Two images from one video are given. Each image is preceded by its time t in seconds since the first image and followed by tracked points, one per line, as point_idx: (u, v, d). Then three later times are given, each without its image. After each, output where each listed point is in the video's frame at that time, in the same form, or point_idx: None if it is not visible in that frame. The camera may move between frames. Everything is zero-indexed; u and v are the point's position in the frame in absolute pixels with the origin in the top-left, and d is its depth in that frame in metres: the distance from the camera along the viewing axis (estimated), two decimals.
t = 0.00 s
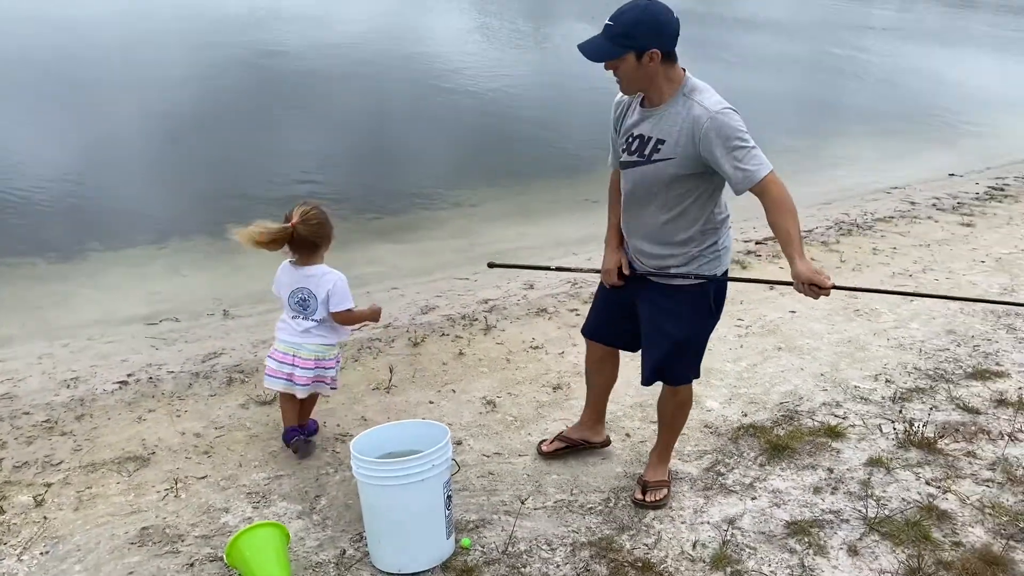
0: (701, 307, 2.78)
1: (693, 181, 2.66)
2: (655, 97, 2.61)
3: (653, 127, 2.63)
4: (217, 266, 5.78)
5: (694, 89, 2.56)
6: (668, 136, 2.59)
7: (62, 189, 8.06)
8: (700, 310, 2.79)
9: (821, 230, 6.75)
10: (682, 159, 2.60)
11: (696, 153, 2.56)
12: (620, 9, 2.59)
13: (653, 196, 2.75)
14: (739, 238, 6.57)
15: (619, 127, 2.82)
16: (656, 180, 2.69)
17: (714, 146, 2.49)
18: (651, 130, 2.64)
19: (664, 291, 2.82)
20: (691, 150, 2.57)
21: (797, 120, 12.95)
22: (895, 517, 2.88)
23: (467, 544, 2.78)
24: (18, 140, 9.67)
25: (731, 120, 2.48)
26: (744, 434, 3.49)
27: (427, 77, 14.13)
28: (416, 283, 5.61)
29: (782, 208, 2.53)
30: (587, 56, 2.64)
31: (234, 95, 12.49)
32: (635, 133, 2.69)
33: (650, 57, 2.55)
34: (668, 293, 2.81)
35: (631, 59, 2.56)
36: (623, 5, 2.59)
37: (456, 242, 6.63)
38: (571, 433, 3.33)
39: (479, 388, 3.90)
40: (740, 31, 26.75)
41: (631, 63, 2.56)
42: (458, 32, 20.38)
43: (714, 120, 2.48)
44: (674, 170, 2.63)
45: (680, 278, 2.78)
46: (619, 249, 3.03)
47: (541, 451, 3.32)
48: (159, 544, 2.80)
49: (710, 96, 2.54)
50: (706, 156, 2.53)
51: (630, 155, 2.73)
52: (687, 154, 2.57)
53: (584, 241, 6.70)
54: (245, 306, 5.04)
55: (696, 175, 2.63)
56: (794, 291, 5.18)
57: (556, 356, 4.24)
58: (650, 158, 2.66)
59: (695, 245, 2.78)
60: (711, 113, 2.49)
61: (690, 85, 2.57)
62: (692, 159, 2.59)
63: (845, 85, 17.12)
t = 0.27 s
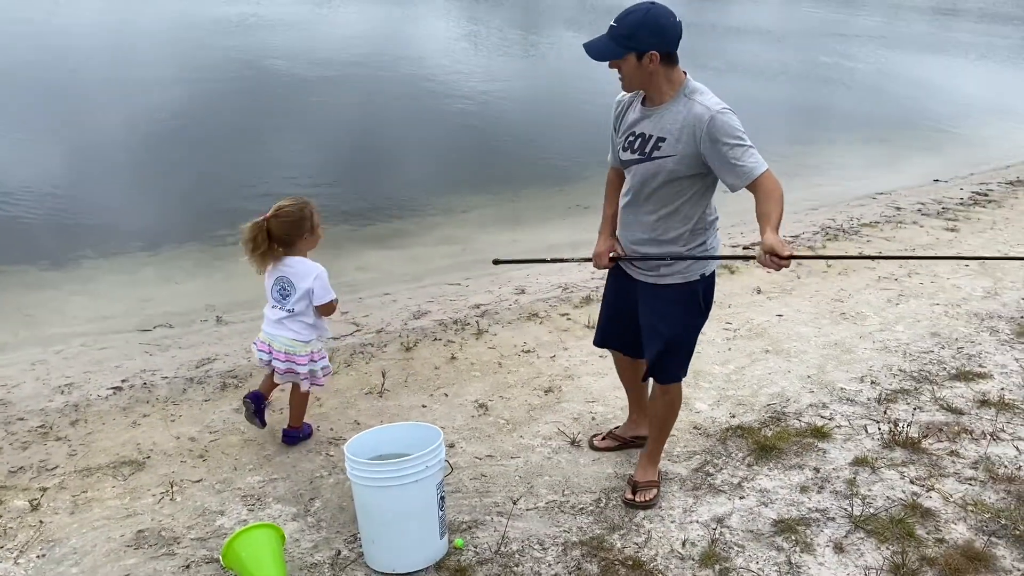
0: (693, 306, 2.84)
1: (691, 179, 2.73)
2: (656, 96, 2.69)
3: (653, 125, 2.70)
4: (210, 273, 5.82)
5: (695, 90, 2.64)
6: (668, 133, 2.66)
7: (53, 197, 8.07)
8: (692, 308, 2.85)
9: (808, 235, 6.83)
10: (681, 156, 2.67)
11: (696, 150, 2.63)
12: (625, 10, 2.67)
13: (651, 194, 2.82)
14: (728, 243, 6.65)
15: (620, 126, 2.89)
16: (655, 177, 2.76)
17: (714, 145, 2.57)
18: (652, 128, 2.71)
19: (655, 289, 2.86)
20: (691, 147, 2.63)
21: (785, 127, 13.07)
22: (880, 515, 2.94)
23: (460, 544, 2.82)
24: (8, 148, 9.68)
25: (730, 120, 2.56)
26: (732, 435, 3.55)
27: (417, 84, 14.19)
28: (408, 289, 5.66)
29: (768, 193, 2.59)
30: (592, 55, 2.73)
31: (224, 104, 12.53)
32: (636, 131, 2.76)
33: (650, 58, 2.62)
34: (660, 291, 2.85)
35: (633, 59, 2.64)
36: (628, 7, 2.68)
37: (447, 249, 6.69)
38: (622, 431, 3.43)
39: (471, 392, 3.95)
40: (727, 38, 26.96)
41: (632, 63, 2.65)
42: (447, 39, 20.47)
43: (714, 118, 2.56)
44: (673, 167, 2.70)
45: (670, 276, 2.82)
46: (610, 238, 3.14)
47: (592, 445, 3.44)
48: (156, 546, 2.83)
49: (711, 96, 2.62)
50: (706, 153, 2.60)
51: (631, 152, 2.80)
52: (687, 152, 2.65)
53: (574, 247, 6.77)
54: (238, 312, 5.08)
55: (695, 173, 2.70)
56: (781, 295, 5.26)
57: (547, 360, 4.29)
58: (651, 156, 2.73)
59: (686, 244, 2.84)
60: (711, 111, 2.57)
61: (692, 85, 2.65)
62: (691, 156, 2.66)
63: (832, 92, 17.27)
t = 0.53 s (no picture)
0: (679, 303, 2.85)
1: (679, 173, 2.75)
2: (646, 91, 2.73)
3: (642, 120, 2.74)
4: (203, 278, 5.82)
5: (684, 87, 2.69)
6: (656, 127, 2.69)
7: (45, 202, 8.06)
8: (678, 304, 2.86)
9: (800, 239, 6.87)
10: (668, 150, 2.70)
11: (682, 143, 2.66)
12: (617, 7, 2.73)
13: (640, 189, 2.85)
14: (720, 247, 6.68)
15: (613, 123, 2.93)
16: (644, 172, 2.80)
17: (697, 136, 2.59)
18: (641, 123, 2.74)
19: (643, 285, 2.89)
20: (678, 141, 2.66)
21: (776, 132, 13.13)
22: (872, 516, 2.96)
23: (455, 547, 2.83)
24: None
25: (713, 113, 2.58)
26: (725, 438, 3.56)
27: (410, 90, 14.21)
28: (402, 293, 5.67)
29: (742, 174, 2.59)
30: (586, 50, 2.78)
31: (216, 109, 12.52)
32: (626, 127, 2.80)
33: (640, 52, 2.67)
34: (646, 286, 2.88)
35: (623, 53, 2.69)
36: (619, 4, 2.74)
37: (441, 254, 6.70)
38: (619, 435, 3.45)
39: (465, 396, 3.96)
40: (719, 44, 27.07)
41: (622, 57, 2.69)
42: (440, 45, 20.50)
43: (700, 112, 2.59)
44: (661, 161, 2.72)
45: (656, 272, 2.84)
46: (601, 234, 3.24)
47: (588, 448, 3.45)
48: (150, 550, 2.82)
49: (698, 93, 2.67)
50: (691, 146, 2.63)
51: (621, 147, 2.84)
52: (673, 145, 2.67)
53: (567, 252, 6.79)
54: (231, 318, 5.09)
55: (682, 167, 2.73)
56: (773, 299, 5.29)
57: (541, 364, 4.31)
58: (639, 150, 2.76)
59: (672, 240, 2.82)
60: (697, 105, 2.60)
61: (680, 82, 2.70)
62: (678, 150, 2.69)
63: (823, 97, 17.35)
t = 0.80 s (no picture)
0: (681, 301, 2.85)
1: (677, 167, 2.77)
2: (642, 89, 2.74)
3: (639, 117, 2.75)
4: (199, 281, 5.81)
5: (678, 83, 2.70)
6: (653, 124, 2.71)
7: (41, 205, 8.04)
8: (680, 302, 2.85)
9: (796, 242, 6.89)
10: (666, 146, 2.71)
11: (679, 138, 2.67)
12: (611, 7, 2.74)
13: (638, 185, 2.87)
14: (716, 250, 6.69)
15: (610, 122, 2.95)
16: (643, 169, 2.81)
17: (693, 132, 2.61)
18: (637, 120, 2.76)
19: (645, 283, 2.90)
20: (674, 136, 2.68)
21: (771, 135, 13.16)
22: (870, 518, 2.97)
23: (454, 549, 2.83)
24: None
25: (707, 108, 2.60)
26: (723, 440, 3.57)
27: (406, 93, 14.22)
28: (399, 296, 5.68)
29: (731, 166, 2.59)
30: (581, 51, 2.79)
31: (212, 112, 12.52)
32: (623, 125, 2.82)
33: (635, 50, 2.68)
34: (647, 284, 2.88)
35: (619, 52, 2.70)
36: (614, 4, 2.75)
37: (437, 256, 6.71)
38: (617, 438, 3.45)
39: (463, 398, 3.96)
40: (715, 48, 27.13)
41: (618, 56, 2.70)
42: (436, 47, 20.51)
43: (695, 106, 2.60)
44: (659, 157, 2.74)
45: (657, 270, 2.84)
46: (599, 231, 3.25)
47: (586, 451, 3.45)
48: (148, 553, 2.82)
49: (693, 89, 2.68)
50: (688, 141, 2.64)
51: (620, 145, 2.86)
52: (670, 141, 2.69)
53: (563, 255, 6.80)
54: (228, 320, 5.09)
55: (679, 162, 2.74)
56: (770, 301, 5.30)
57: (538, 366, 4.31)
58: (637, 146, 2.78)
59: (671, 237, 2.82)
60: (692, 100, 2.62)
61: (675, 79, 2.71)
62: (676, 145, 2.70)
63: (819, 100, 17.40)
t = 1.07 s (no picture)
0: (684, 299, 2.84)
1: (678, 167, 2.78)
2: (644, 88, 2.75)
3: (641, 117, 2.75)
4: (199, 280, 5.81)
5: (681, 83, 2.70)
6: (656, 123, 2.71)
7: (40, 204, 8.04)
8: (684, 300, 2.85)
9: (795, 242, 6.89)
10: (669, 146, 2.72)
11: (682, 138, 2.68)
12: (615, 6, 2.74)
13: (640, 184, 2.87)
14: (716, 250, 6.69)
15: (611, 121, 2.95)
16: (645, 168, 2.82)
17: (696, 132, 2.61)
18: (640, 120, 2.76)
19: (648, 282, 2.90)
20: (677, 136, 2.68)
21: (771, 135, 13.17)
22: (872, 518, 2.97)
23: (456, 548, 2.83)
24: None
25: (710, 108, 2.60)
26: (724, 440, 3.57)
27: (405, 92, 14.22)
28: (399, 295, 5.68)
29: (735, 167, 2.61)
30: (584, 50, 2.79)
31: (211, 111, 12.52)
32: (625, 125, 2.82)
33: (639, 49, 2.68)
34: (651, 283, 2.89)
35: (622, 51, 2.69)
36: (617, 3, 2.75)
37: (437, 256, 6.71)
38: (619, 437, 3.45)
39: (463, 397, 3.96)
40: (714, 48, 27.15)
41: (621, 55, 2.70)
42: (435, 47, 20.51)
43: (698, 107, 2.61)
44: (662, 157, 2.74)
45: (660, 269, 2.85)
46: (599, 229, 3.25)
47: (587, 450, 3.45)
48: (150, 552, 2.82)
49: (695, 89, 2.68)
50: (691, 141, 2.65)
51: (621, 144, 2.86)
52: (673, 141, 2.70)
53: (562, 254, 6.81)
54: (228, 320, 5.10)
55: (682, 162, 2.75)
56: (770, 301, 5.30)
57: (539, 366, 4.31)
58: (639, 146, 2.78)
59: (674, 236, 2.83)
60: (695, 101, 2.62)
61: (677, 79, 2.71)
62: (679, 145, 2.70)
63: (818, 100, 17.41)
